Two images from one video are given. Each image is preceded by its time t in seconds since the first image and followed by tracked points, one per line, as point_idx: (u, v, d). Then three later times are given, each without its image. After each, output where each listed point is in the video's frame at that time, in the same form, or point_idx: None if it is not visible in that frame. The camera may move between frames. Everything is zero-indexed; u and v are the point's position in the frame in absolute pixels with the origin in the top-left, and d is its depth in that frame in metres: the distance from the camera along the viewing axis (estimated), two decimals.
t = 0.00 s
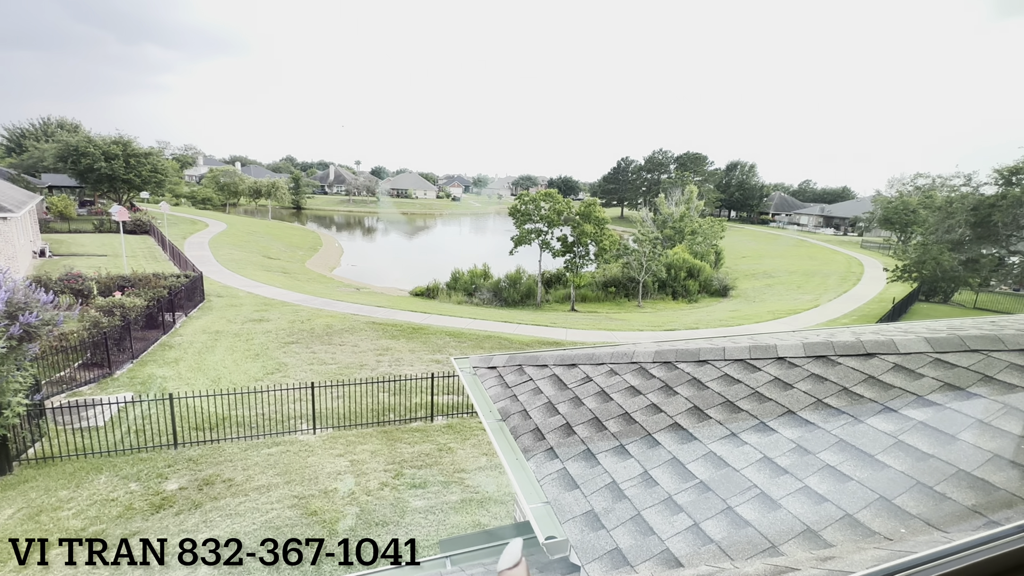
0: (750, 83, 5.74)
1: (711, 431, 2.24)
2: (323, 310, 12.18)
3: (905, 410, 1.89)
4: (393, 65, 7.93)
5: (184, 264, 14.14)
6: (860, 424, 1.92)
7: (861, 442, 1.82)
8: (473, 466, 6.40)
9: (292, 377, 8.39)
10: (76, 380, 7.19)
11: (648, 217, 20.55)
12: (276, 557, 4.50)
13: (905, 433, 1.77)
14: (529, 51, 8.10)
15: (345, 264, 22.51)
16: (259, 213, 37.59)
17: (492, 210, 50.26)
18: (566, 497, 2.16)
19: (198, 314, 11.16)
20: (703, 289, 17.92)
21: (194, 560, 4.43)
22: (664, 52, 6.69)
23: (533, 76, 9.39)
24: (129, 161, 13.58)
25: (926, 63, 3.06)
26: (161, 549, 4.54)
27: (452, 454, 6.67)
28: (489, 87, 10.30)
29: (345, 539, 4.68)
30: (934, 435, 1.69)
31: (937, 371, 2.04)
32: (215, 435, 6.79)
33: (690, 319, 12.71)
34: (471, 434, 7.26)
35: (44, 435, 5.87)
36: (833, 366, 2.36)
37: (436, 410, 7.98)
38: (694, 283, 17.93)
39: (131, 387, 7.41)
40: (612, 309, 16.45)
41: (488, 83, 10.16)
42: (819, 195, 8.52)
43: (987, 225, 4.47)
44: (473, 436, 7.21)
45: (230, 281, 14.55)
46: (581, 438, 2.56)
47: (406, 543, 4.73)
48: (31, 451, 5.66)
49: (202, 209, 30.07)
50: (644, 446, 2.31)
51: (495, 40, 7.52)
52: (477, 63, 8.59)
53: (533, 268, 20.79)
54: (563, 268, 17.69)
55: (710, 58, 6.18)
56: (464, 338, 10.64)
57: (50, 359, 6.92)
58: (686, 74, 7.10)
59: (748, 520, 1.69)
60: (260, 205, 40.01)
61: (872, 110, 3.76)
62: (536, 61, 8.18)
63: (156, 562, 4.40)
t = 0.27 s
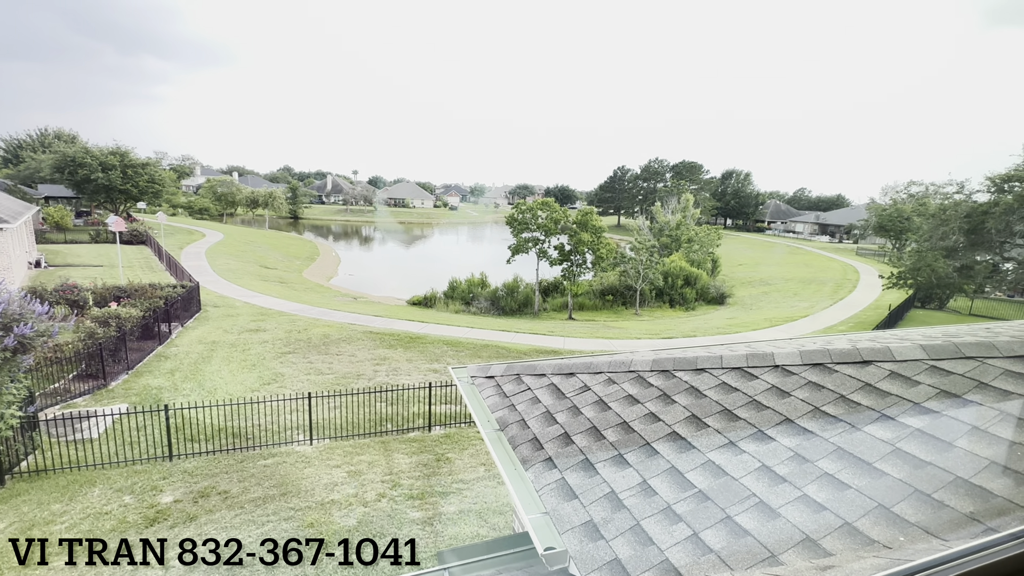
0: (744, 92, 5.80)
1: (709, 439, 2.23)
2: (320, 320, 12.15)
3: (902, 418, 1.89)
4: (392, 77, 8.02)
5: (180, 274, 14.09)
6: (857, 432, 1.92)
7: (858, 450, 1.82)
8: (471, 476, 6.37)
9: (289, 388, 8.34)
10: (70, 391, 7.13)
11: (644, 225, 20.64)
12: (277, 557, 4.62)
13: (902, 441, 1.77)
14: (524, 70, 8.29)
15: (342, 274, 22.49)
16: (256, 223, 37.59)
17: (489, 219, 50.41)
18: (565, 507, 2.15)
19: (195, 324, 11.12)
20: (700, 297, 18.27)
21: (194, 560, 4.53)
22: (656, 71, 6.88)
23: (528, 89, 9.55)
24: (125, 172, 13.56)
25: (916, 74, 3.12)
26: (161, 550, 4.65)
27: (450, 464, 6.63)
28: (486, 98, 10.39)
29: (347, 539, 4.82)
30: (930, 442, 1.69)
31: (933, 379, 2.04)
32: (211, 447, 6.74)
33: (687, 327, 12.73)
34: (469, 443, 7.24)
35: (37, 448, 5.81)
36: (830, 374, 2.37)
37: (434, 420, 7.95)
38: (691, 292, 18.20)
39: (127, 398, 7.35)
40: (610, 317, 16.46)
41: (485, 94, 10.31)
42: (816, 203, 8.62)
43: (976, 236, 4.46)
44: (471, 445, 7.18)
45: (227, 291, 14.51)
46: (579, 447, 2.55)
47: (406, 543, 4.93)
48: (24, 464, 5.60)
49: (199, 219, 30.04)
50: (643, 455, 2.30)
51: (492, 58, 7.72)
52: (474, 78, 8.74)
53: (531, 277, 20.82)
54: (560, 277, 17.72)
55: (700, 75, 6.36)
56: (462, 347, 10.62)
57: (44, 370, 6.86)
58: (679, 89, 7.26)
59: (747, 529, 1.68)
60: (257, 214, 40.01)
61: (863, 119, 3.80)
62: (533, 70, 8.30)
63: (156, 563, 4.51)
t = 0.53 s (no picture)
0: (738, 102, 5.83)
1: (705, 450, 2.23)
2: (313, 332, 12.04)
3: (894, 427, 1.90)
4: (384, 84, 7.98)
5: (172, 287, 13.96)
6: (851, 442, 1.93)
7: (852, 459, 1.83)
8: (466, 489, 6.29)
9: (282, 401, 8.25)
10: (58, 407, 6.98)
11: (638, 234, 20.66)
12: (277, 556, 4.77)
13: (896, 449, 1.78)
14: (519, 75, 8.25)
15: (336, 286, 22.36)
16: (249, 235, 37.33)
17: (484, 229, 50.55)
18: (561, 520, 2.14)
19: (186, 337, 10.99)
20: (694, 306, 17.35)
21: (193, 560, 4.67)
22: (651, 70, 6.83)
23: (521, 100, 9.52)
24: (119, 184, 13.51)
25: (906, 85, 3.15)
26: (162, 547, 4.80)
27: (444, 478, 6.56)
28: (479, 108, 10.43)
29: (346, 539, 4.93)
30: (923, 450, 1.71)
31: (924, 387, 2.04)
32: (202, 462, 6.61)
33: (682, 336, 12.74)
34: (464, 456, 7.16)
35: (24, 465, 5.72)
36: (824, 383, 2.37)
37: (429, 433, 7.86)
38: (686, 301, 17.28)
39: (117, 413, 7.23)
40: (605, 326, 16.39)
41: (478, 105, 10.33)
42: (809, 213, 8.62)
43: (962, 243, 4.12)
44: (466, 458, 7.10)
45: (220, 303, 14.40)
46: (576, 459, 2.54)
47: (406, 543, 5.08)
48: (11, 482, 5.50)
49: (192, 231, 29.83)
50: (639, 466, 2.30)
51: (486, 63, 7.67)
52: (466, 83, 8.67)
53: (525, 287, 20.75)
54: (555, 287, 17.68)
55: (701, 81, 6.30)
56: (456, 358, 10.53)
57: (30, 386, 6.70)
58: (673, 94, 7.25)
59: (744, 539, 1.68)
60: (250, 226, 39.84)
61: (853, 130, 3.84)
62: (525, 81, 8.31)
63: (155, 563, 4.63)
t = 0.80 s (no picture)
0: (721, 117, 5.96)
1: (695, 462, 2.23)
2: (301, 347, 11.89)
3: (880, 437, 1.92)
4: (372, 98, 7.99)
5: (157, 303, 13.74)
6: (839, 451, 1.95)
7: (839, 468, 1.86)
8: (457, 505, 6.21)
9: (268, 418, 8.11)
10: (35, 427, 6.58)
11: (626, 246, 20.83)
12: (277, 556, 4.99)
13: (882, 458, 1.82)
14: (509, 80, 8.28)
15: (324, 299, 22.18)
16: (235, 250, 36.84)
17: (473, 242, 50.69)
18: (553, 535, 2.11)
19: (170, 354, 10.78)
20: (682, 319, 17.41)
21: (192, 561, 4.86)
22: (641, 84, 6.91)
23: (512, 107, 9.59)
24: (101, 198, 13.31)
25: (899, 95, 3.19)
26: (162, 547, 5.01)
27: (435, 493, 6.47)
28: (467, 121, 10.48)
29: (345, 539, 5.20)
30: (908, 459, 1.76)
31: (908, 396, 2.07)
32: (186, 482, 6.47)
33: (672, 347, 12.98)
34: (454, 471, 7.09)
35: None
36: (810, 393, 2.39)
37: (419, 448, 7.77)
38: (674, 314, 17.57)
39: (97, 432, 7.05)
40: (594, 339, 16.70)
41: (466, 117, 10.31)
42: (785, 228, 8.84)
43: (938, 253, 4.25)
44: (456, 473, 7.02)
45: (206, 318, 14.20)
46: (567, 473, 2.52)
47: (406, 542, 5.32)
48: None
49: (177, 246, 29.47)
50: (630, 479, 2.29)
51: (480, 68, 7.63)
52: (457, 92, 8.72)
53: (515, 299, 20.76)
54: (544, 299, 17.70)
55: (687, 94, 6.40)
56: (446, 372, 10.46)
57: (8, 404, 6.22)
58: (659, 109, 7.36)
59: (735, 552, 1.70)
60: (237, 240, 39.49)
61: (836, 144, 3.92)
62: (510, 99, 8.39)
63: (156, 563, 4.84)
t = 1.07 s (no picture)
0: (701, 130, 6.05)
1: (680, 474, 2.25)
2: (283, 364, 11.64)
3: (859, 445, 1.95)
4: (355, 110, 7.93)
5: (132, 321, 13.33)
6: (819, 461, 1.98)
7: (819, 477, 1.89)
8: (443, 523, 6.11)
9: (248, 439, 7.89)
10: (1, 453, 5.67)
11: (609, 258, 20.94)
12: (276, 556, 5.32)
13: (861, 467, 1.86)
14: (490, 87, 8.37)
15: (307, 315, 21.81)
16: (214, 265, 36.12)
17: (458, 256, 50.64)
18: (539, 552, 2.10)
19: (146, 374, 10.44)
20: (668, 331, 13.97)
21: (193, 560, 5.25)
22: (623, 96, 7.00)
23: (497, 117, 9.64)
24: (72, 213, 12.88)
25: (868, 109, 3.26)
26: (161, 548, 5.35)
27: (420, 512, 6.36)
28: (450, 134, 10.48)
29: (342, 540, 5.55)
30: (884, 467, 1.80)
31: (883, 405, 2.08)
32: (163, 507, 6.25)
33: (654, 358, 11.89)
34: (440, 488, 6.98)
35: None
36: (790, 404, 2.43)
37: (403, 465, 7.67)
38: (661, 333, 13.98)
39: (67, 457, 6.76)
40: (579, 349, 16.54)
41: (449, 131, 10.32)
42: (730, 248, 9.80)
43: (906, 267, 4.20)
44: (442, 490, 6.92)
45: (183, 336, 13.82)
46: (552, 489, 2.51)
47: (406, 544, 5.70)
48: None
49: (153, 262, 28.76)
50: (616, 493, 2.29)
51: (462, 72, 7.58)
52: (440, 96, 8.74)
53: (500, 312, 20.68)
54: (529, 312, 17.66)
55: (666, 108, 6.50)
56: (431, 388, 10.34)
57: None
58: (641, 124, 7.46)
59: (721, 565, 1.73)
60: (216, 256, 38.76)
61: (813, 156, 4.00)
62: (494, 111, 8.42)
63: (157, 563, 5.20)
